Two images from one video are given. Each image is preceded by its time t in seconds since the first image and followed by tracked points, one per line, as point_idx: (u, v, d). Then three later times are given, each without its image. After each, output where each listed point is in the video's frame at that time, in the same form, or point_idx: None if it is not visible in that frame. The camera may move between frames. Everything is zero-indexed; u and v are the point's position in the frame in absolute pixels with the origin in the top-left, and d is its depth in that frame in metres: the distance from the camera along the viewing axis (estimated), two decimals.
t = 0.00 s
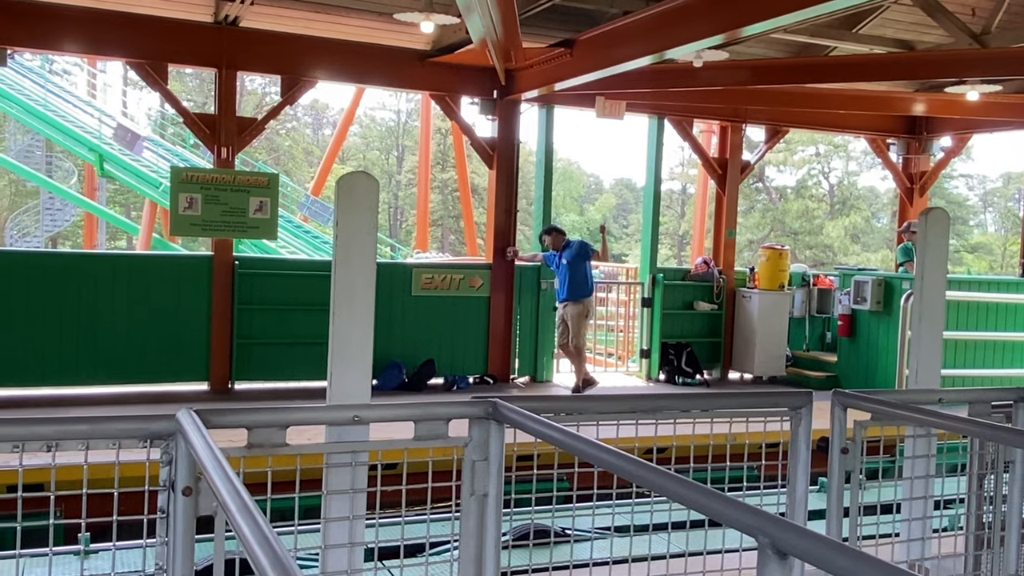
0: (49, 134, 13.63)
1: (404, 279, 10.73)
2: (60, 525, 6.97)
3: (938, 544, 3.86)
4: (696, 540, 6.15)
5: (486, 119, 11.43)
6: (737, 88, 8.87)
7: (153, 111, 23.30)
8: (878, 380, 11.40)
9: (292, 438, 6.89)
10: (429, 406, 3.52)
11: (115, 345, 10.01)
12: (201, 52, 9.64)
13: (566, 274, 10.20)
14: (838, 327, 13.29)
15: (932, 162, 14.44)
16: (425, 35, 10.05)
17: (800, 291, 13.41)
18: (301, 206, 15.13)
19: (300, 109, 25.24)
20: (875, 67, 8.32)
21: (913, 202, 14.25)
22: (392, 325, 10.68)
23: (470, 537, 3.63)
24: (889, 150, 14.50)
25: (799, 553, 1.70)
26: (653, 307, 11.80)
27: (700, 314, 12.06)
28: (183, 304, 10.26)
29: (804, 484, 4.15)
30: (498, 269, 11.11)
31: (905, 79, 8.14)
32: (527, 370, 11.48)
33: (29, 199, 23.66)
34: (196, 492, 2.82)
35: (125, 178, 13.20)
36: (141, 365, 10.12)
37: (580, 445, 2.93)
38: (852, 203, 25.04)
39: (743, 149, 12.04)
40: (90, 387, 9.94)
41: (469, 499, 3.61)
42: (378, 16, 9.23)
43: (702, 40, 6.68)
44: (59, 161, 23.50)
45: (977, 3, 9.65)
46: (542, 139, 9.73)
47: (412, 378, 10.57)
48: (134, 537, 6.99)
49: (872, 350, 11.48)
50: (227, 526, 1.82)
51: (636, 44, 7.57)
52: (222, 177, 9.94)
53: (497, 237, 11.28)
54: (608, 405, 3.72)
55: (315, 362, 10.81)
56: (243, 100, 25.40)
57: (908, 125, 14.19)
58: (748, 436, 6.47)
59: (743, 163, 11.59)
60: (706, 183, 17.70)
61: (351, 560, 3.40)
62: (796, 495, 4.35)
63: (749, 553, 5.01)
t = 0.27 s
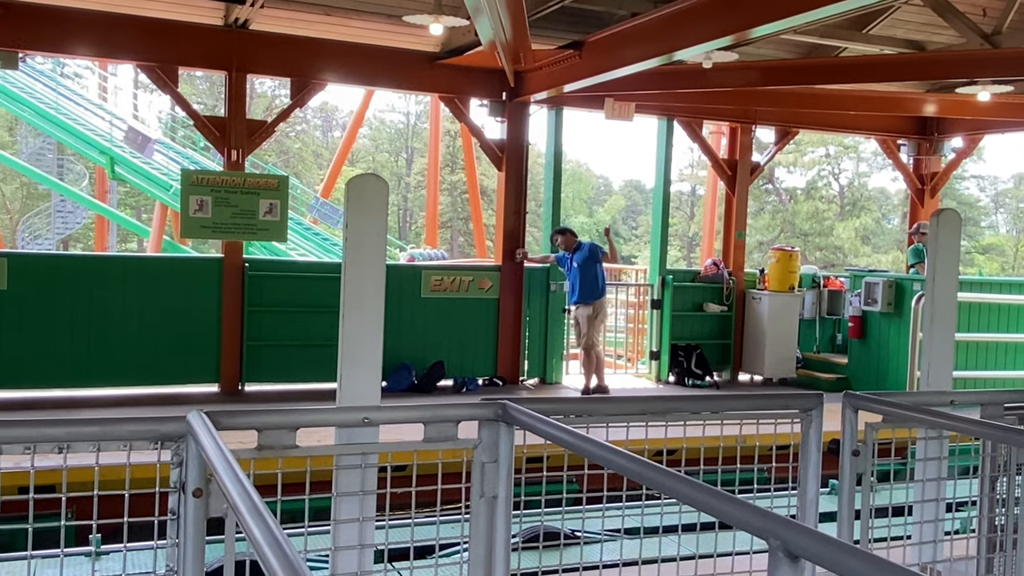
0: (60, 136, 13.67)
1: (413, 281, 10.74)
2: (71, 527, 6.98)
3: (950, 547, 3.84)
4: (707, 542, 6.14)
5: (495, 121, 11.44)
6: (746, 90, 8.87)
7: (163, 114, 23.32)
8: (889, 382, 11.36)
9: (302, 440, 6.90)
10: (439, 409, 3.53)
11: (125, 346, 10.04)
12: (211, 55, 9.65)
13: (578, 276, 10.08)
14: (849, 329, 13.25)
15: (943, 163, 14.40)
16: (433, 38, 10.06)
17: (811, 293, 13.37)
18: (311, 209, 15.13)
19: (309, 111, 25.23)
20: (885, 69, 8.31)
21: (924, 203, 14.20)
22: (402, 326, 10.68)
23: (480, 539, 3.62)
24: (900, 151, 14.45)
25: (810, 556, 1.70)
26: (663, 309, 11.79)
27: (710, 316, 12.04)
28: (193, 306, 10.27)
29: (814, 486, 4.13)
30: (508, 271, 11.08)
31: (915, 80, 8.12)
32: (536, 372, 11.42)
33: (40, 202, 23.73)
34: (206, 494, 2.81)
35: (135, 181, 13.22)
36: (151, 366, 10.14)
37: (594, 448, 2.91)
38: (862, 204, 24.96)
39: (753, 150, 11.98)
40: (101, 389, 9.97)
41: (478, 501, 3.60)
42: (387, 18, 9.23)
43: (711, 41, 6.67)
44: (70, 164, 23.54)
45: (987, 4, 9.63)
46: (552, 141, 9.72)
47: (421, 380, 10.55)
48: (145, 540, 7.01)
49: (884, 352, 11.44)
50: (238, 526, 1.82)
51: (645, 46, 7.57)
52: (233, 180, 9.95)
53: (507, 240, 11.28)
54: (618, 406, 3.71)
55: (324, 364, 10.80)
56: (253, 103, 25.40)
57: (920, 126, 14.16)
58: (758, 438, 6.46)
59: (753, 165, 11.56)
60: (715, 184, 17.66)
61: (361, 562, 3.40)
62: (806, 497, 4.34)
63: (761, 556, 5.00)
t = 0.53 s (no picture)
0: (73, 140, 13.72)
1: (425, 284, 10.74)
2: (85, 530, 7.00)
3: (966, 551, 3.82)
4: (720, 546, 6.12)
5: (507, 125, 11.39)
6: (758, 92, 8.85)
7: (176, 118, 23.38)
8: (904, 384, 11.31)
9: (314, 443, 6.90)
10: (451, 412, 3.53)
11: (135, 349, 10.07)
12: (223, 59, 9.69)
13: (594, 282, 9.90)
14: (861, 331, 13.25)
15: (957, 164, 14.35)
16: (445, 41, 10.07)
17: (823, 296, 13.35)
18: (324, 212, 15.13)
19: (321, 115, 25.24)
20: (898, 70, 8.29)
21: (939, 205, 14.15)
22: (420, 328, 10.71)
23: (493, 543, 3.62)
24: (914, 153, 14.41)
25: (824, 560, 1.69)
26: (674, 311, 11.77)
27: (721, 318, 11.99)
28: (203, 307, 10.31)
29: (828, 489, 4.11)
30: (518, 274, 11.06)
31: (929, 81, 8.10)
32: (548, 374, 11.39)
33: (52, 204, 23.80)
34: (220, 497, 2.81)
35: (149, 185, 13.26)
36: (161, 367, 10.19)
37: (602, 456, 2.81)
38: (876, 205, 24.87)
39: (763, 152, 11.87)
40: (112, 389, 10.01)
41: (491, 504, 3.61)
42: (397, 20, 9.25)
43: (724, 43, 6.66)
44: (84, 168, 23.60)
45: (1001, 5, 9.60)
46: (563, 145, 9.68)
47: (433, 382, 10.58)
48: (158, 542, 7.02)
49: (898, 355, 11.40)
50: (251, 530, 1.82)
51: (656, 48, 7.56)
52: (245, 183, 9.99)
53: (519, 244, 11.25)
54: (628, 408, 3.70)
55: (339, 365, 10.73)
56: (265, 106, 25.43)
57: (934, 129, 14.14)
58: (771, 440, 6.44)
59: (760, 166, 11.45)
60: (727, 186, 17.63)
61: (373, 565, 3.39)
62: (820, 499, 4.33)
63: (775, 560, 4.99)
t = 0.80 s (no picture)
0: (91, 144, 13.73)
1: (438, 286, 10.03)
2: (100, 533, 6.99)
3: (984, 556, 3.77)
4: (736, 549, 6.10)
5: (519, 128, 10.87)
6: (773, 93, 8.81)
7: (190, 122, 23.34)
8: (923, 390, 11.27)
9: (329, 446, 6.89)
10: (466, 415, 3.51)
11: (144, 351, 9.46)
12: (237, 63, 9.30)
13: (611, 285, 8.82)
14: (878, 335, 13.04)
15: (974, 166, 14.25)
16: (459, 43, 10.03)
17: (839, 298, 13.25)
18: (336, 215, 15.03)
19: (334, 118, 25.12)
20: (915, 72, 8.24)
21: (956, 207, 14.04)
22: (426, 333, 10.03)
23: (507, 547, 3.26)
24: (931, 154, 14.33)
25: (841, 565, 1.68)
26: (690, 314, 10.93)
27: (738, 322, 11.08)
28: (217, 307, 9.68)
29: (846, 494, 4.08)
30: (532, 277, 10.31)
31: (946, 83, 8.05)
32: (562, 378, 10.68)
33: (68, 210, 23.88)
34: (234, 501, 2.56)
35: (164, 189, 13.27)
36: (174, 371, 9.57)
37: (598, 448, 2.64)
38: (895, 207, 24.64)
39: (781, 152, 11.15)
40: (124, 395, 9.39)
41: (504, 508, 3.24)
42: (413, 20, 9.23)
43: (740, 43, 6.61)
44: (97, 172, 23.59)
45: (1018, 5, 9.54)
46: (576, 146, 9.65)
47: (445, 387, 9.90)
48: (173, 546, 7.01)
49: (915, 360, 11.35)
50: (267, 534, 1.81)
51: (672, 50, 7.53)
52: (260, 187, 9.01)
53: (532, 249, 10.62)
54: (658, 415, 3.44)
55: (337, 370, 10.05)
56: (279, 109, 25.38)
57: (950, 129, 14.06)
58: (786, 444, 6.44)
59: (782, 165, 10.90)
60: (743, 188, 17.52)
61: (388, 568, 3.38)
62: (837, 504, 4.09)
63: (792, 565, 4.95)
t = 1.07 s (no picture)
0: None
1: (433, 290, 7.36)
2: None
3: None
4: None
5: (539, 77, 7.78)
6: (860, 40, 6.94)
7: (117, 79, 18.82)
8: None
9: (289, 504, 5.18)
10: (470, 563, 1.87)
11: (30, 383, 6.59)
12: None
13: (666, 287, 7.20)
14: None
15: None
16: None
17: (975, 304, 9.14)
18: (300, 196, 12.63)
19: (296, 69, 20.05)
20: None
21: None
22: (416, 356, 7.34)
23: None
24: None
25: None
26: (770, 328, 8.12)
27: (836, 337, 8.26)
28: (124, 323, 6.74)
29: None
30: (560, 279, 7.57)
31: None
32: (598, 414, 7.77)
33: None
34: None
35: (72, 161, 10.81)
36: (58, 412, 6.64)
37: (665, 514, 1.60)
38: None
39: (891, 111, 8.35)
40: None
41: None
42: None
43: None
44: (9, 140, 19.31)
45: None
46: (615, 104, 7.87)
47: (443, 425, 7.25)
48: None
49: None
50: None
51: None
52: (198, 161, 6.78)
53: (561, 241, 7.56)
54: (723, 460, 1.97)
55: (293, 407, 7.10)
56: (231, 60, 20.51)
57: None
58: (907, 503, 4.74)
59: (893, 128, 8.32)
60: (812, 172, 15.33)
61: None
62: None
63: None
